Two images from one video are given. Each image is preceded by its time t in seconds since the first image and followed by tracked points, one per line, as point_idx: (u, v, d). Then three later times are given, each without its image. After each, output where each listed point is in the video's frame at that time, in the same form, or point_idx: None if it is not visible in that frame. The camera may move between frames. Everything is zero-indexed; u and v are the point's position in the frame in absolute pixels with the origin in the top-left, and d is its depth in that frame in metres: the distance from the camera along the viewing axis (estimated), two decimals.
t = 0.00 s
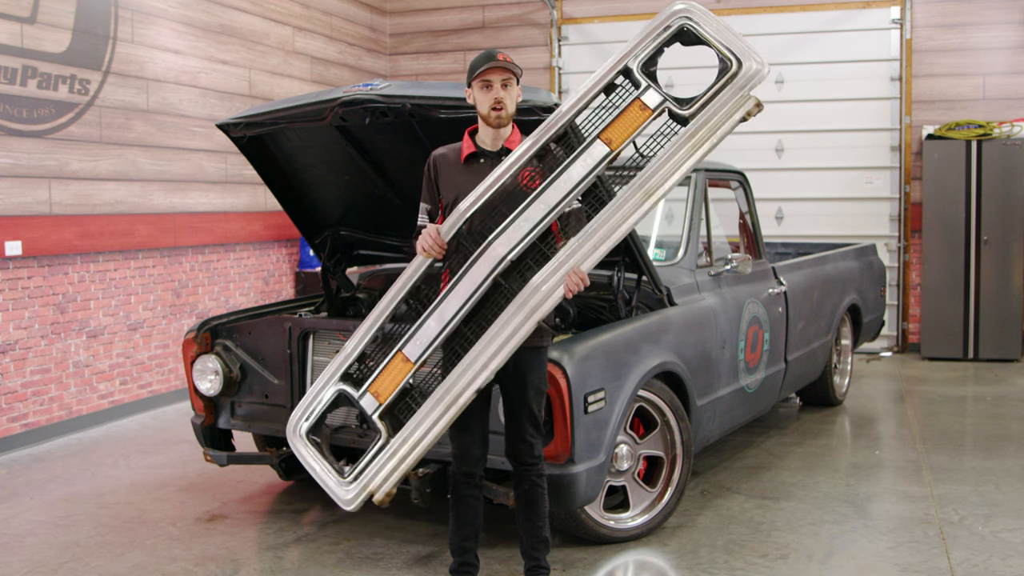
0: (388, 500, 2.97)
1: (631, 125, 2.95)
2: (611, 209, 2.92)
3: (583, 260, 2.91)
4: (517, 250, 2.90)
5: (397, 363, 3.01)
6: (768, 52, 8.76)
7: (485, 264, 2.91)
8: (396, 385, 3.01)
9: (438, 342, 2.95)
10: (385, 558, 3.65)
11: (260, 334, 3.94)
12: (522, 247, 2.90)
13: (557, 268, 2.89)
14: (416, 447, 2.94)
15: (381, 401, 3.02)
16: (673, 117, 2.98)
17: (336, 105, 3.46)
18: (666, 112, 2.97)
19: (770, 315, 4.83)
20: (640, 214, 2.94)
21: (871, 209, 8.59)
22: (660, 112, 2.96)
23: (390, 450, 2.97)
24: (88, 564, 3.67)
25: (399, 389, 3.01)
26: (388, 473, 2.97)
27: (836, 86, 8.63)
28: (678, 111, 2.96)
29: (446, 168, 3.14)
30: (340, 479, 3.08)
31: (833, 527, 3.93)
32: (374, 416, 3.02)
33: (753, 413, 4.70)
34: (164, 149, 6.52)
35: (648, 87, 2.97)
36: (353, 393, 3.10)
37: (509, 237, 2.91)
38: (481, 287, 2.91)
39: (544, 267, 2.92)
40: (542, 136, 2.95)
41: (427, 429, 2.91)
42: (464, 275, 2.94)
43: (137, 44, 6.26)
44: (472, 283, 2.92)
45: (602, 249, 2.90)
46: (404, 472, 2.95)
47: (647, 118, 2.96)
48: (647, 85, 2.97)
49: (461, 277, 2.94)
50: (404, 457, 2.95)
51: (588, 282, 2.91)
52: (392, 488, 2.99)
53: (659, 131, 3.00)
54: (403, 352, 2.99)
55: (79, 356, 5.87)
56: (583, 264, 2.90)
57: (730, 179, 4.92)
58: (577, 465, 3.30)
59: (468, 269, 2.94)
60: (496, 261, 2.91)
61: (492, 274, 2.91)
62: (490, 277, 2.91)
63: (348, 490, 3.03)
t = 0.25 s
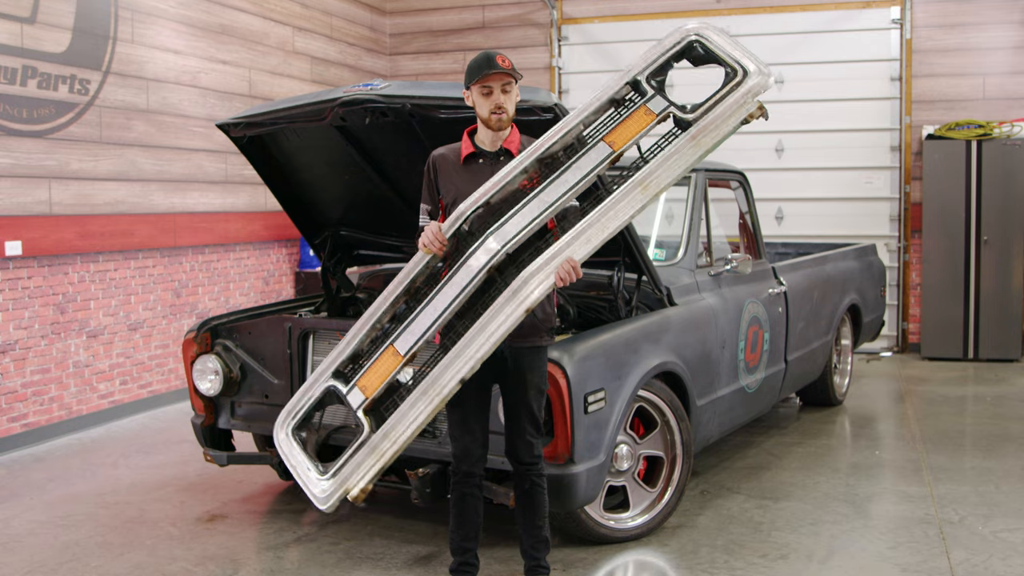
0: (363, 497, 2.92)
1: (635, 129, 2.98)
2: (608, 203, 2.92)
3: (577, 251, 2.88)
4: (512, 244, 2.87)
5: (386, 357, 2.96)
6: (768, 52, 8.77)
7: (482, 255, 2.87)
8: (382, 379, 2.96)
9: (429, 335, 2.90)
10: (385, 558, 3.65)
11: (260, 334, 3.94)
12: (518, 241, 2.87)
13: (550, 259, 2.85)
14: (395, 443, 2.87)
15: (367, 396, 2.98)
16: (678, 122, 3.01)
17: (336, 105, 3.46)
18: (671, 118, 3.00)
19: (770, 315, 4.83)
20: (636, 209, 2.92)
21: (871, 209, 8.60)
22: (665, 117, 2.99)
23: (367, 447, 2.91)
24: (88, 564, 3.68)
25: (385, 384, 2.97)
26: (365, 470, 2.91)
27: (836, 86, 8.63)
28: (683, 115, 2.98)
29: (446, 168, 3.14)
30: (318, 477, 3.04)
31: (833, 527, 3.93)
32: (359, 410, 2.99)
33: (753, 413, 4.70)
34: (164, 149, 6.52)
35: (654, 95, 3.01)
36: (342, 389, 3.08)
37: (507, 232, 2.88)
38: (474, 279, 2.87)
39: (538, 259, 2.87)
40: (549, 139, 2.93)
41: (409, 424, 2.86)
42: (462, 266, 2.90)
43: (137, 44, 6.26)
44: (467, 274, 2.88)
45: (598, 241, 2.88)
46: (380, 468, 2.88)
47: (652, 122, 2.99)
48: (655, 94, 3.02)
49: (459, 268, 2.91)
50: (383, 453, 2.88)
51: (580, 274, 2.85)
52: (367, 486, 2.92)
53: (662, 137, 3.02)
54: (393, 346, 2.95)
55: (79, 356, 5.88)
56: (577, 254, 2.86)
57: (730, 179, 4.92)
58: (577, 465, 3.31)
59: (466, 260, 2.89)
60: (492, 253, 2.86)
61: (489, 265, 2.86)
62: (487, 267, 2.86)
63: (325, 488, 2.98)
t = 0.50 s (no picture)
0: (350, 492, 2.86)
1: (637, 130, 3.03)
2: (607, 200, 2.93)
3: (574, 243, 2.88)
4: (513, 237, 2.86)
5: (383, 352, 2.93)
6: (768, 52, 8.77)
7: (481, 248, 2.88)
8: (378, 374, 2.92)
9: (425, 329, 2.87)
10: (385, 558, 3.65)
11: (260, 334, 3.94)
12: (518, 235, 2.87)
13: (547, 250, 2.84)
14: (386, 435, 2.82)
15: (360, 392, 2.93)
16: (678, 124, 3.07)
17: (336, 105, 3.46)
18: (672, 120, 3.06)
19: (770, 315, 4.83)
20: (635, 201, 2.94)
21: (871, 209, 8.60)
22: (666, 118, 3.04)
23: (358, 440, 2.85)
24: (88, 564, 3.68)
25: (380, 380, 2.93)
26: (354, 464, 2.85)
27: (836, 86, 8.63)
28: (683, 116, 3.05)
29: (445, 169, 3.14)
30: (307, 475, 2.97)
31: (833, 527, 3.93)
32: (352, 406, 2.93)
33: (753, 413, 4.70)
34: (164, 149, 6.52)
35: (655, 99, 3.07)
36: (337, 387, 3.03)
37: (506, 227, 2.88)
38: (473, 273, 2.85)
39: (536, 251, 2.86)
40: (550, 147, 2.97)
41: (401, 414, 2.80)
42: (462, 262, 2.90)
43: (137, 44, 6.26)
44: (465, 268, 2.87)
45: (596, 232, 2.89)
46: (368, 462, 2.81)
47: (653, 124, 3.04)
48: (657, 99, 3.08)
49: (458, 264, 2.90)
50: (372, 447, 2.82)
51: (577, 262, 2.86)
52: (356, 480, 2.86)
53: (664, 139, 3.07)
54: (390, 341, 2.92)
55: (79, 356, 5.88)
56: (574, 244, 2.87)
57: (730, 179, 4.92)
58: (577, 465, 3.30)
59: (466, 256, 2.90)
60: (492, 246, 2.86)
61: (485, 260, 2.86)
62: (486, 260, 2.85)
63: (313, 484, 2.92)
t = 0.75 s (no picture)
0: (353, 494, 2.85)
1: (634, 128, 3.09)
2: (606, 194, 2.95)
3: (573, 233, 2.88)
4: (514, 236, 2.88)
5: (385, 356, 2.92)
6: (768, 52, 8.77)
7: (481, 248, 2.88)
8: (380, 378, 2.92)
9: (427, 330, 2.87)
10: (385, 558, 3.65)
11: (260, 334, 3.94)
12: (519, 233, 2.88)
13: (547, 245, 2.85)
14: (389, 436, 2.80)
15: (364, 396, 2.93)
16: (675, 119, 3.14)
17: (336, 105, 3.46)
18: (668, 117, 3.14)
19: (770, 315, 4.83)
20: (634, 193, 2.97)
21: (871, 209, 8.60)
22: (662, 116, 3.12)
23: (361, 443, 2.84)
24: (88, 564, 3.68)
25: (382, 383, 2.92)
26: (358, 466, 2.84)
27: (836, 86, 8.63)
28: (679, 112, 3.13)
29: (444, 169, 3.14)
30: (309, 481, 2.93)
31: (833, 528, 3.93)
32: (356, 410, 2.93)
33: (753, 413, 4.70)
34: (164, 149, 6.52)
35: (652, 99, 3.16)
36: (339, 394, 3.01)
37: (506, 226, 2.89)
38: (473, 273, 2.85)
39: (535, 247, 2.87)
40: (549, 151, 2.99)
41: (403, 414, 2.79)
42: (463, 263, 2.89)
43: (137, 44, 6.26)
44: (466, 268, 2.86)
45: (596, 223, 2.89)
46: (370, 463, 2.80)
47: (650, 121, 3.11)
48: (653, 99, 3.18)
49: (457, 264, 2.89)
50: (375, 448, 2.80)
51: (577, 254, 2.86)
52: (359, 482, 2.85)
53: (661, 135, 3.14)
54: (392, 344, 2.91)
55: (79, 356, 5.88)
56: (574, 236, 2.87)
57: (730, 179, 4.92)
58: (577, 465, 3.30)
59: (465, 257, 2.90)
60: (492, 245, 2.87)
61: (484, 261, 2.86)
62: (487, 259, 2.86)
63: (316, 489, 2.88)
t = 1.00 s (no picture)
0: (372, 504, 2.83)
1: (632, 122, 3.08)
2: (609, 193, 2.95)
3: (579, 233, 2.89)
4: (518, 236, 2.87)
5: (392, 361, 2.89)
6: (768, 52, 8.77)
7: (484, 250, 2.86)
8: (389, 384, 2.88)
9: (435, 334, 2.85)
10: (385, 558, 3.65)
11: (260, 334, 3.94)
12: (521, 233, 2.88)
13: (553, 246, 2.85)
14: (404, 445, 2.80)
15: (373, 402, 2.88)
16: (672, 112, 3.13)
17: (336, 105, 3.46)
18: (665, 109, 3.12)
19: (770, 315, 4.83)
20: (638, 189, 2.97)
21: (871, 209, 8.60)
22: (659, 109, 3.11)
23: (375, 452, 2.83)
24: (88, 564, 3.68)
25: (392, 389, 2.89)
26: (374, 475, 2.83)
27: (836, 86, 8.63)
28: (676, 105, 3.12)
29: (443, 169, 3.13)
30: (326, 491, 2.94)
31: (833, 528, 3.93)
32: (366, 417, 2.88)
33: (753, 413, 4.70)
34: (164, 150, 6.52)
35: (648, 92, 3.14)
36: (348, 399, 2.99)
37: (508, 226, 2.88)
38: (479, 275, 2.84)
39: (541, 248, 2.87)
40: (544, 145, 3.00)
41: (416, 423, 2.78)
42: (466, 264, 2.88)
43: (137, 44, 6.26)
44: (470, 270, 2.85)
45: (600, 223, 2.90)
46: (389, 471, 2.80)
47: (647, 115, 3.10)
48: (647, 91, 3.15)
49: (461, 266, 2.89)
50: (392, 457, 2.80)
51: (583, 255, 2.87)
52: (376, 491, 2.84)
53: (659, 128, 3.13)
54: (399, 349, 2.88)
55: (79, 356, 5.88)
56: (580, 237, 2.88)
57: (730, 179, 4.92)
58: (577, 465, 3.30)
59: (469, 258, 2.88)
60: (495, 247, 2.85)
61: (489, 262, 2.84)
62: (489, 262, 2.84)
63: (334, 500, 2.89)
